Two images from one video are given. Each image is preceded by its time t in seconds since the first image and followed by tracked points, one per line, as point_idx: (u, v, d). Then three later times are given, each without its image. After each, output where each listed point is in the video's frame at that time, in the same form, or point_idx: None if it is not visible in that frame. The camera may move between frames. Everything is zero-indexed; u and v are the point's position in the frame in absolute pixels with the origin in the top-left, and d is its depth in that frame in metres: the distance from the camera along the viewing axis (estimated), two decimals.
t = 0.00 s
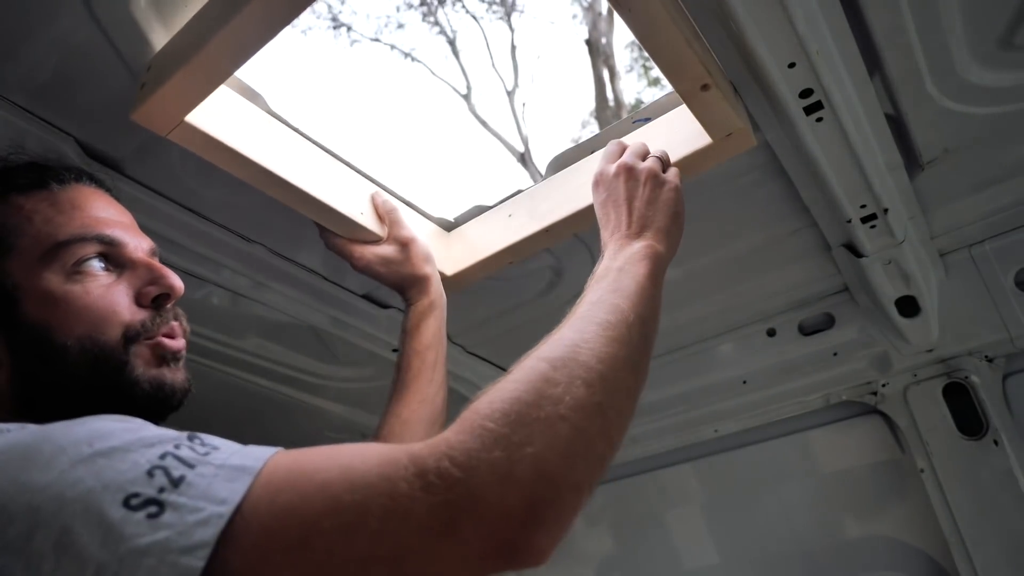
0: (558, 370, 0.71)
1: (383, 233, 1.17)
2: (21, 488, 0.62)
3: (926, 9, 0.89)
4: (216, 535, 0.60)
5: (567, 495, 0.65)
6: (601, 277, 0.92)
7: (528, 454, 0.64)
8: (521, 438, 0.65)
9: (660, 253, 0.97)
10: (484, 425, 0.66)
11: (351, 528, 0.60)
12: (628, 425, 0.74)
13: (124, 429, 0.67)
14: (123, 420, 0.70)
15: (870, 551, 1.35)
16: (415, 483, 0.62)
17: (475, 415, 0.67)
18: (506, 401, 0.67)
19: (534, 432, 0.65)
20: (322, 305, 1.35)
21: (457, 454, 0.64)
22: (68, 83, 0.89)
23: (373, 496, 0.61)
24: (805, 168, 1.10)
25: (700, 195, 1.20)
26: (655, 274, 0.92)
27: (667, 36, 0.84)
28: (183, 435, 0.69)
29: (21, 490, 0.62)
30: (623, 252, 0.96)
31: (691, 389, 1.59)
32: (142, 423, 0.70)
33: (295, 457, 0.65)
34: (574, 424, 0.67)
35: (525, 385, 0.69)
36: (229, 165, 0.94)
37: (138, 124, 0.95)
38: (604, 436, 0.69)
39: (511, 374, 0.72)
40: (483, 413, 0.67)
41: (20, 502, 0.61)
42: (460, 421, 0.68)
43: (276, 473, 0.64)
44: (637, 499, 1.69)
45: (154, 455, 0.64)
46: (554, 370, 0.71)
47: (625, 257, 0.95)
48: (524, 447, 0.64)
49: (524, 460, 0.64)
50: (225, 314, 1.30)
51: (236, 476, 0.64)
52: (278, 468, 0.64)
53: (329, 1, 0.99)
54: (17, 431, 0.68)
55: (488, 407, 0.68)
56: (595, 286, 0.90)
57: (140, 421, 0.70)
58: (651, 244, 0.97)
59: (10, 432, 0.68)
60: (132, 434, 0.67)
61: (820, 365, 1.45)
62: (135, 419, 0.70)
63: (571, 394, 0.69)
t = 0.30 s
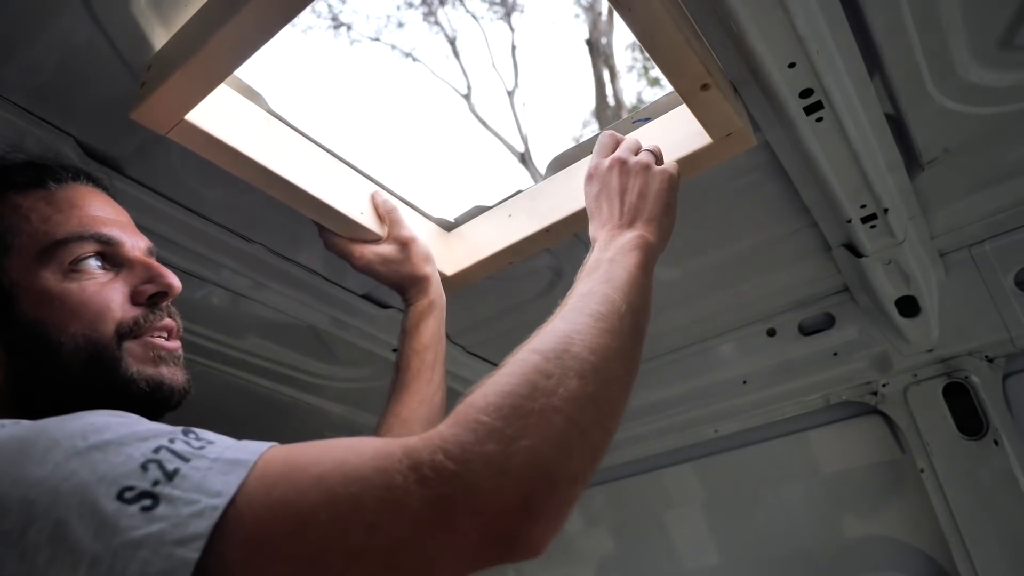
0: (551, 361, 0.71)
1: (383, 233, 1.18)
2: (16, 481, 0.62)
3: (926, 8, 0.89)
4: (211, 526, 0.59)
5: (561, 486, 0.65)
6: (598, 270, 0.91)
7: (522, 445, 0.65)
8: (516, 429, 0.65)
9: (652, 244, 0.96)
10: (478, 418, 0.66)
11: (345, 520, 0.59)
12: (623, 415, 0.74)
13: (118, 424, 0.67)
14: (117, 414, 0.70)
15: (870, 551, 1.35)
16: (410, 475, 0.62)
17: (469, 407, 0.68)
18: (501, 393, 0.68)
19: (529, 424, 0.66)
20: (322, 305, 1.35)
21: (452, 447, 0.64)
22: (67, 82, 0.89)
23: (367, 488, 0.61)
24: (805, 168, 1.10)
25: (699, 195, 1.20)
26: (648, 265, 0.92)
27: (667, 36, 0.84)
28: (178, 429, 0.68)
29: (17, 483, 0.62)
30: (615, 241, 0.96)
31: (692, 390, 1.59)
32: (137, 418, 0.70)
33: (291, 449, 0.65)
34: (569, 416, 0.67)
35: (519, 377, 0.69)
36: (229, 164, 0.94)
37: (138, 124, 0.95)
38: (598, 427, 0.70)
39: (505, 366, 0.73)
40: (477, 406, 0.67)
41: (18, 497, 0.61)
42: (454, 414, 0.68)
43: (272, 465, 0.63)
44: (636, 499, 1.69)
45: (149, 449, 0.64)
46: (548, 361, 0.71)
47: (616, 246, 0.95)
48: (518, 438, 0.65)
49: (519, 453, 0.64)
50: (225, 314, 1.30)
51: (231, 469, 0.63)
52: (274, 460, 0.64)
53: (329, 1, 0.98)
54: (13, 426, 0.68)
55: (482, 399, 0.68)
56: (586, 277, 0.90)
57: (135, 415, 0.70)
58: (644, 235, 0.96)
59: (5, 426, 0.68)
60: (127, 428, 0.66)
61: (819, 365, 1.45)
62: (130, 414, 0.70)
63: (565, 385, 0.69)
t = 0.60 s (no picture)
0: (543, 325, 0.79)
1: (383, 233, 1.18)
2: (25, 474, 0.63)
3: (926, 8, 0.89)
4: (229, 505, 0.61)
5: (563, 442, 0.72)
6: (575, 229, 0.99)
7: (524, 409, 0.71)
8: (516, 393, 0.72)
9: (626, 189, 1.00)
10: (478, 388, 0.72)
11: (358, 492, 0.63)
12: (613, 367, 0.82)
13: (125, 412, 0.69)
14: (122, 405, 0.71)
15: (870, 551, 1.35)
16: (417, 447, 0.66)
17: (467, 376, 0.74)
18: (499, 360, 0.75)
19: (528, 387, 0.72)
20: (322, 305, 1.35)
21: (455, 416, 0.69)
22: (67, 82, 0.89)
23: (376, 460, 0.65)
24: (805, 168, 1.10)
25: (700, 195, 1.20)
26: (622, 210, 0.99)
27: (667, 35, 0.84)
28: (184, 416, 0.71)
29: (27, 474, 0.63)
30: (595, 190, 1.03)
31: (692, 389, 1.59)
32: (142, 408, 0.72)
33: (297, 429, 0.68)
34: (563, 376, 0.75)
35: (513, 344, 0.77)
36: (228, 164, 0.94)
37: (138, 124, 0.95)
38: (591, 383, 0.78)
39: (499, 335, 0.80)
40: (472, 377, 0.73)
41: (27, 491, 0.62)
42: (453, 383, 0.74)
43: (279, 443, 0.66)
44: (636, 499, 1.68)
45: (159, 435, 0.66)
46: (540, 326, 0.79)
47: (594, 196, 1.02)
48: (519, 402, 0.71)
49: (520, 417, 0.70)
50: (225, 314, 1.30)
51: (242, 450, 0.65)
52: (280, 441, 0.66)
53: None
54: (20, 423, 0.69)
55: (479, 367, 0.75)
56: (568, 235, 1.00)
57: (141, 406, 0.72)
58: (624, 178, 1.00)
59: (15, 423, 0.69)
60: (135, 417, 0.68)
61: (819, 365, 1.45)
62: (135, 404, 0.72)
63: (558, 346, 0.77)
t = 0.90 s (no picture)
0: (530, 271, 0.80)
1: (383, 233, 1.18)
2: (26, 459, 0.63)
3: (926, 8, 0.89)
4: (235, 462, 0.62)
5: (555, 379, 0.73)
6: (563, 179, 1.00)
7: (514, 347, 0.71)
8: (505, 333, 0.72)
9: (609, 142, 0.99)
10: (468, 332, 0.73)
11: (359, 439, 0.64)
12: (603, 308, 0.82)
13: (121, 395, 0.69)
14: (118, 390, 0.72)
15: (870, 551, 1.35)
16: (412, 392, 0.67)
17: (457, 324, 0.75)
18: (487, 306, 0.76)
19: (517, 326, 0.73)
20: (322, 304, 1.35)
21: (448, 361, 0.70)
22: (67, 82, 0.89)
23: (373, 406, 0.66)
24: (805, 167, 1.10)
25: (699, 195, 1.20)
26: (604, 159, 0.98)
27: (667, 35, 0.84)
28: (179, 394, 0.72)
29: (28, 459, 0.63)
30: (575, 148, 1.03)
31: (692, 389, 1.59)
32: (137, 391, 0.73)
33: (292, 395, 0.69)
34: (552, 313, 0.75)
35: (500, 291, 0.78)
36: (229, 164, 0.94)
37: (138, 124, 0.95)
38: (581, 321, 0.78)
39: (486, 285, 0.81)
40: (461, 324, 0.74)
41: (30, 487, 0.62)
42: (445, 332, 0.75)
43: (272, 410, 0.67)
44: (635, 499, 1.68)
45: (156, 410, 0.67)
46: (526, 271, 0.80)
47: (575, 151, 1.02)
48: (509, 341, 0.72)
49: (511, 356, 0.71)
50: (225, 314, 1.30)
51: (239, 414, 0.67)
52: (277, 404, 0.67)
53: None
54: (19, 418, 0.69)
55: (469, 314, 0.76)
56: (551, 192, 1.00)
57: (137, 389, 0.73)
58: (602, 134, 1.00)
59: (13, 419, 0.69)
60: (130, 398, 0.69)
61: (819, 364, 1.45)
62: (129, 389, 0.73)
63: (545, 287, 0.78)
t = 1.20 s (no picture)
0: (541, 285, 0.82)
1: (383, 233, 1.18)
2: (37, 462, 0.62)
3: (926, 8, 0.89)
4: (246, 472, 0.62)
5: (564, 393, 0.73)
6: (576, 191, 1.02)
7: (524, 362, 0.72)
8: (516, 348, 0.73)
9: (627, 153, 1.01)
10: (478, 346, 0.74)
11: (371, 451, 0.64)
12: (611, 324, 0.83)
13: (131, 400, 0.69)
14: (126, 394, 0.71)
15: (869, 551, 1.35)
16: (423, 405, 0.68)
17: (468, 338, 0.76)
18: (497, 320, 0.77)
19: (527, 341, 0.74)
20: (322, 304, 1.35)
21: (458, 374, 0.71)
22: (67, 82, 0.89)
23: (383, 418, 0.66)
24: (805, 167, 1.10)
25: (700, 195, 1.20)
26: (618, 173, 1.00)
27: (667, 35, 0.84)
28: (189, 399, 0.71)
29: (38, 463, 0.62)
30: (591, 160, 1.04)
31: (692, 389, 1.59)
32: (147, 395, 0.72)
33: (302, 403, 0.69)
34: (562, 329, 0.76)
35: (510, 305, 0.79)
36: (229, 164, 0.94)
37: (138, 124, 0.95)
38: (589, 336, 0.79)
39: (496, 299, 0.82)
40: (472, 337, 0.75)
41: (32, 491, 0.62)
42: (455, 345, 0.75)
43: (283, 418, 0.66)
44: (635, 499, 1.68)
45: (166, 416, 0.66)
46: (537, 286, 0.81)
47: (591, 164, 1.03)
48: (519, 356, 0.72)
49: (521, 370, 0.71)
50: (225, 314, 1.30)
51: (251, 423, 0.66)
52: (288, 414, 0.67)
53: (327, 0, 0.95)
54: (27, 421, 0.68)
55: (479, 328, 0.77)
56: (567, 203, 1.01)
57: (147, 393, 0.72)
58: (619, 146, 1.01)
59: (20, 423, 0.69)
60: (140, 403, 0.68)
61: (819, 364, 1.45)
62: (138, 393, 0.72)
63: (555, 302, 0.79)
